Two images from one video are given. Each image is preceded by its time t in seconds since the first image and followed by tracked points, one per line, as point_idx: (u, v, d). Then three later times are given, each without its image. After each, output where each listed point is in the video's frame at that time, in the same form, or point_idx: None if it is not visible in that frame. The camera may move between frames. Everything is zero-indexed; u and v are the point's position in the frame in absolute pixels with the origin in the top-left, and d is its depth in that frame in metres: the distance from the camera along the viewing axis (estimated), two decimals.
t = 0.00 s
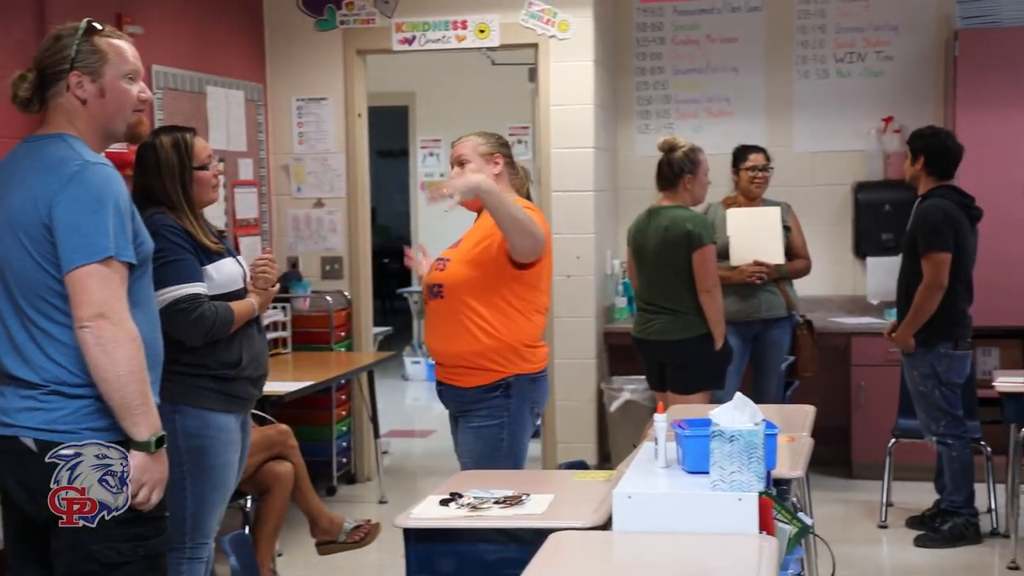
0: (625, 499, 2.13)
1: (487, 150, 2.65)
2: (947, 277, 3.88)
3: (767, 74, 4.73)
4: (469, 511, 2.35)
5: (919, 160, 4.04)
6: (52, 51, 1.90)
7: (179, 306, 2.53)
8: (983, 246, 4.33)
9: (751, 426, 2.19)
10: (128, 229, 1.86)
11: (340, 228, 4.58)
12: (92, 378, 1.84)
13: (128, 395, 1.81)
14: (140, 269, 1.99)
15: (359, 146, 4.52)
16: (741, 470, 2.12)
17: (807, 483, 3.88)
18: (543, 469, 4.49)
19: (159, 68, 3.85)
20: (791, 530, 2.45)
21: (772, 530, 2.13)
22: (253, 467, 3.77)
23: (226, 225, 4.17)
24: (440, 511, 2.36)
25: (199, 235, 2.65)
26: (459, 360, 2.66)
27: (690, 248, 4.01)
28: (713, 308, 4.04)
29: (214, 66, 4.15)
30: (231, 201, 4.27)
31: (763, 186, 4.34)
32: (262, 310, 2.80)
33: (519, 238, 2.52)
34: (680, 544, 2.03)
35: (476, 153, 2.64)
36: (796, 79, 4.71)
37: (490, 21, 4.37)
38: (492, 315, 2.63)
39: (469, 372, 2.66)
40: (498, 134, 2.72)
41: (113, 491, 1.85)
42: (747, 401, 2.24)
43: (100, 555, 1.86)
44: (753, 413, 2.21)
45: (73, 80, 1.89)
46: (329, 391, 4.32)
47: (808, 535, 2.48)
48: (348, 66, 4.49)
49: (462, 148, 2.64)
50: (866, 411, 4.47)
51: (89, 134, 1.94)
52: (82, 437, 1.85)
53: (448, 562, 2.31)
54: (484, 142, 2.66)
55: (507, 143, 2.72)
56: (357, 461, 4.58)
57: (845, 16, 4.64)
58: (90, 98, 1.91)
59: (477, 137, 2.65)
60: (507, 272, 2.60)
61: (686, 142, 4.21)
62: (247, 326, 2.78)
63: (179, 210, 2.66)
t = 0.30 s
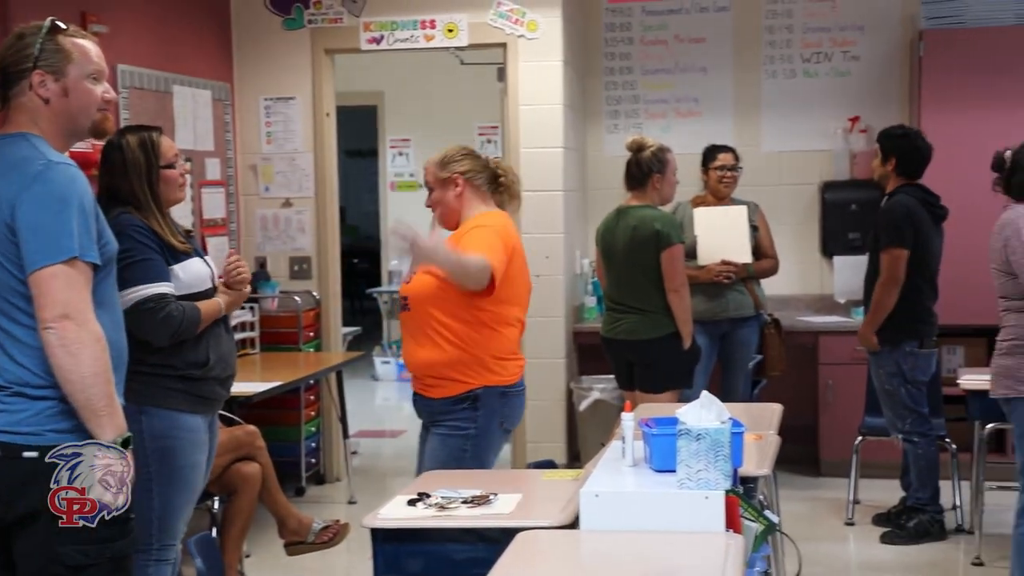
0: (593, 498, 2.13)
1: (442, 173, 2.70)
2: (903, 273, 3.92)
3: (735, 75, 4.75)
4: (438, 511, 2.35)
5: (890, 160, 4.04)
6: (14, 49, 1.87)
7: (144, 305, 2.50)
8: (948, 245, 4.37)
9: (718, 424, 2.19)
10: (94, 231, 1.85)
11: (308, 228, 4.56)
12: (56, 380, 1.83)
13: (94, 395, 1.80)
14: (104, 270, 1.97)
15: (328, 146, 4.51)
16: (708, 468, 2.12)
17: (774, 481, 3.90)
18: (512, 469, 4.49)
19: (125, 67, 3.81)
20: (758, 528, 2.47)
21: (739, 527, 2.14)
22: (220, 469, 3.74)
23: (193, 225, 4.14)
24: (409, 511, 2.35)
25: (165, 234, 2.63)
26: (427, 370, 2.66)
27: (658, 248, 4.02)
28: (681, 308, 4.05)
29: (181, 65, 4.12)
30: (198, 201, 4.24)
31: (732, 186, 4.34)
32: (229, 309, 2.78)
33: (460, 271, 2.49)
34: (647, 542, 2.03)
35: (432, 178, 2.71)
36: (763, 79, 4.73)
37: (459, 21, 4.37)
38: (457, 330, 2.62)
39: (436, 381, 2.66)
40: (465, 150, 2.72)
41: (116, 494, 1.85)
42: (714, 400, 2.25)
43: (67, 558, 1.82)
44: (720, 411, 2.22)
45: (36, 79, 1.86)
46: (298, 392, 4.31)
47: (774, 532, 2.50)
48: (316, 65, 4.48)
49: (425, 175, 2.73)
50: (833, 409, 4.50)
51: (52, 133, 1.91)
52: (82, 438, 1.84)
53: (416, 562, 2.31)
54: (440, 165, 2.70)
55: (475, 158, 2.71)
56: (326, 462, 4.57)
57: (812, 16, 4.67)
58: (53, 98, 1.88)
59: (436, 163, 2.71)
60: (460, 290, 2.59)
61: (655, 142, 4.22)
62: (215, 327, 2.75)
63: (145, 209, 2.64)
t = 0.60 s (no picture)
0: (555, 493, 2.13)
1: (410, 160, 2.62)
2: (867, 271, 3.94)
3: (699, 72, 4.77)
4: (400, 507, 2.35)
5: (850, 159, 4.08)
6: None
7: (105, 299, 2.48)
8: (909, 243, 4.41)
9: (680, 420, 2.19)
10: (50, 225, 1.82)
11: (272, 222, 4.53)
12: (12, 376, 1.79)
13: (51, 391, 1.77)
14: (62, 264, 1.95)
15: (292, 141, 4.48)
16: (669, 463, 2.12)
17: (736, 476, 3.92)
18: (477, 465, 4.49)
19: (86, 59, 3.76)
20: (719, 523, 2.48)
21: (700, 523, 2.14)
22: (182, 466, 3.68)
23: (155, 220, 4.11)
24: (370, 507, 2.35)
25: (124, 229, 2.60)
26: (388, 360, 2.65)
27: (623, 245, 4.03)
28: (645, 305, 4.05)
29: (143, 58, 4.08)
30: (160, 196, 4.21)
31: (696, 182, 4.35)
32: (191, 308, 2.73)
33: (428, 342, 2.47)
34: (609, 537, 2.03)
35: (400, 163, 2.63)
36: (728, 77, 4.75)
37: (424, 16, 4.36)
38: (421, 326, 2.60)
39: (397, 371, 2.65)
40: (436, 134, 2.63)
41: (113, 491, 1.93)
42: (675, 396, 2.25)
43: (21, 557, 1.80)
44: (681, 407, 2.22)
45: None
46: (260, 388, 4.28)
47: (735, 527, 2.51)
48: (281, 59, 4.45)
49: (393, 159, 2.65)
50: (795, 405, 4.53)
51: (8, 124, 1.86)
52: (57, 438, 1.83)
53: (378, 558, 2.29)
54: (408, 150, 2.62)
55: (446, 144, 2.62)
56: (289, 458, 4.55)
57: (776, 14, 4.70)
58: (9, 90, 1.84)
59: (405, 147, 2.64)
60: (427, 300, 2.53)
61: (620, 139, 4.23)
62: (174, 322, 2.69)
63: (103, 203, 2.60)
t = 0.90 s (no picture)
0: (522, 492, 2.12)
1: (389, 155, 2.55)
2: (836, 270, 3.97)
3: (667, 72, 4.78)
4: (367, 507, 2.34)
5: (815, 158, 4.11)
6: None
7: (69, 298, 2.45)
8: (875, 242, 4.44)
9: (647, 418, 2.18)
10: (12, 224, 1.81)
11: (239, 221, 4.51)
12: None
13: (15, 390, 1.76)
14: (24, 264, 1.94)
15: (259, 139, 4.46)
16: (636, 462, 2.11)
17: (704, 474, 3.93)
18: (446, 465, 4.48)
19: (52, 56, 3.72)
20: (686, 522, 2.48)
21: (667, 521, 2.15)
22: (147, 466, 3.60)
23: (120, 218, 4.07)
24: (337, 507, 2.34)
25: (88, 227, 2.57)
26: (355, 358, 2.63)
27: (591, 244, 4.03)
28: (614, 304, 4.05)
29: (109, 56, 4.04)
30: (127, 194, 4.17)
31: (665, 182, 4.36)
32: (154, 304, 2.72)
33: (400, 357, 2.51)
34: (577, 536, 2.04)
35: (377, 156, 2.56)
36: (695, 77, 4.77)
37: (392, 15, 4.35)
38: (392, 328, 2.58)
39: (363, 369, 2.64)
40: (417, 130, 2.58)
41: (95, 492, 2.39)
42: (643, 394, 2.24)
43: None
44: (648, 406, 2.22)
45: None
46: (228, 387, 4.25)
47: (701, 526, 2.52)
48: (248, 57, 4.43)
49: (368, 150, 2.57)
50: (763, 403, 4.56)
51: None
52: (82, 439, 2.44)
53: (346, 558, 2.29)
54: (388, 144, 2.55)
55: (426, 142, 2.58)
56: (257, 459, 4.53)
57: (744, 14, 4.71)
58: None
59: (385, 139, 2.56)
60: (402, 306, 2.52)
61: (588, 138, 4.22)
62: (138, 321, 2.68)
63: (65, 201, 2.58)
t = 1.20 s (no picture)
0: (490, 490, 2.12)
1: (377, 164, 2.54)
2: (807, 271, 3.98)
3: (636, 71, 4.79)
4: (334, 506, 2.33)
5: (783, 157, 4.14)
6: None
7: (33, 295, 2.42)
8: (842, 240, 4.47)
9: (614, 417, 2.20)
10: None
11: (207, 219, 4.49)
12: None
13: None
14: None
15: (227, 136, 4.44)
16: (603, 460, 2.13)
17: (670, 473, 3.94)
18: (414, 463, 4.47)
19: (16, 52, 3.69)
20: (652, 519, 2.49)
21: (634, 519, 2.15)
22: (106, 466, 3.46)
23: (86, 216, 4.04)
24: (304, 506, 2.33)
25: (51, 223, 2.54)
26: (329, 358, 2.62)
27: (560, 243, 4.03)
28: (583, 302, 4.06)
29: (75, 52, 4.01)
30: (93, 191, 4.14)
31: (634, 181, 4.37)
32: (119, 300, 2.67)
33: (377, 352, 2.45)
34: (544, 535, 2.04)
35: (364, 163, 2.53)
36: (664, 76, 4.79)
37: (361, 13, 4.34)
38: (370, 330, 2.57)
39: (337, 369, 2.63)
40: (404, 141, 2.57)
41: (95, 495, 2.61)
42: (610, 392, 2.25)
43: None
44: (616, 404, 2.23)
45: None
46: (196, 386, 4.23)
47: (668, 523, 2.53)
48: (216, 54, 4.41)
49: (352, 152, 2.53)
50: (731, 402, 4.57)
51: None
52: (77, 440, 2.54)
53: (313, 557, 2.27)
54: (377, 153, 2.53)
55: (411, 155, 2.58)
56: (224, 458, 4.51)
57: (712, 14, 4.73)
58: None
59: (374, 148, 2.53)
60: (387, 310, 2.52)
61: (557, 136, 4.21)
62: (103, 318, 2.64)
63: (28, 197, 2.53)
